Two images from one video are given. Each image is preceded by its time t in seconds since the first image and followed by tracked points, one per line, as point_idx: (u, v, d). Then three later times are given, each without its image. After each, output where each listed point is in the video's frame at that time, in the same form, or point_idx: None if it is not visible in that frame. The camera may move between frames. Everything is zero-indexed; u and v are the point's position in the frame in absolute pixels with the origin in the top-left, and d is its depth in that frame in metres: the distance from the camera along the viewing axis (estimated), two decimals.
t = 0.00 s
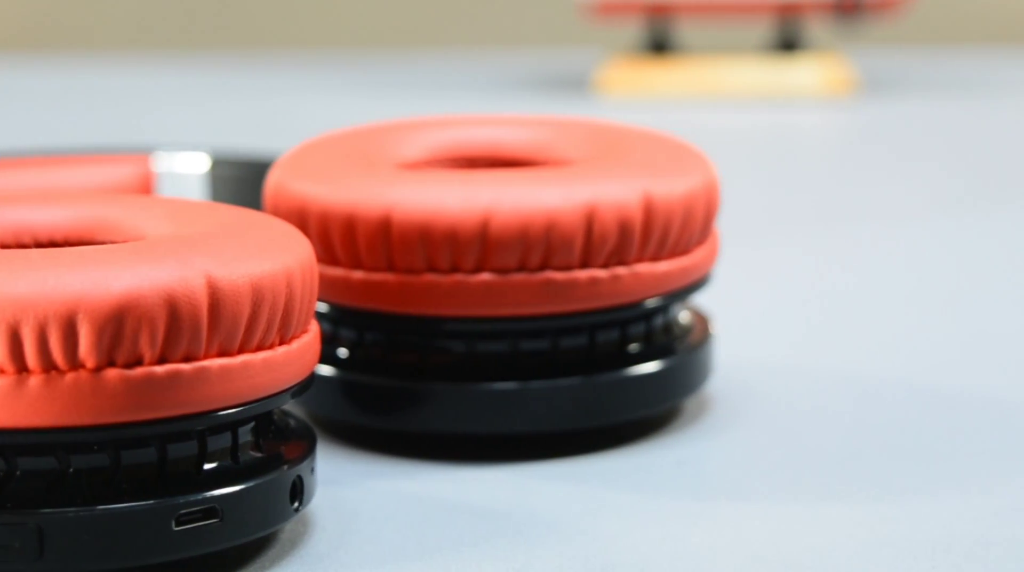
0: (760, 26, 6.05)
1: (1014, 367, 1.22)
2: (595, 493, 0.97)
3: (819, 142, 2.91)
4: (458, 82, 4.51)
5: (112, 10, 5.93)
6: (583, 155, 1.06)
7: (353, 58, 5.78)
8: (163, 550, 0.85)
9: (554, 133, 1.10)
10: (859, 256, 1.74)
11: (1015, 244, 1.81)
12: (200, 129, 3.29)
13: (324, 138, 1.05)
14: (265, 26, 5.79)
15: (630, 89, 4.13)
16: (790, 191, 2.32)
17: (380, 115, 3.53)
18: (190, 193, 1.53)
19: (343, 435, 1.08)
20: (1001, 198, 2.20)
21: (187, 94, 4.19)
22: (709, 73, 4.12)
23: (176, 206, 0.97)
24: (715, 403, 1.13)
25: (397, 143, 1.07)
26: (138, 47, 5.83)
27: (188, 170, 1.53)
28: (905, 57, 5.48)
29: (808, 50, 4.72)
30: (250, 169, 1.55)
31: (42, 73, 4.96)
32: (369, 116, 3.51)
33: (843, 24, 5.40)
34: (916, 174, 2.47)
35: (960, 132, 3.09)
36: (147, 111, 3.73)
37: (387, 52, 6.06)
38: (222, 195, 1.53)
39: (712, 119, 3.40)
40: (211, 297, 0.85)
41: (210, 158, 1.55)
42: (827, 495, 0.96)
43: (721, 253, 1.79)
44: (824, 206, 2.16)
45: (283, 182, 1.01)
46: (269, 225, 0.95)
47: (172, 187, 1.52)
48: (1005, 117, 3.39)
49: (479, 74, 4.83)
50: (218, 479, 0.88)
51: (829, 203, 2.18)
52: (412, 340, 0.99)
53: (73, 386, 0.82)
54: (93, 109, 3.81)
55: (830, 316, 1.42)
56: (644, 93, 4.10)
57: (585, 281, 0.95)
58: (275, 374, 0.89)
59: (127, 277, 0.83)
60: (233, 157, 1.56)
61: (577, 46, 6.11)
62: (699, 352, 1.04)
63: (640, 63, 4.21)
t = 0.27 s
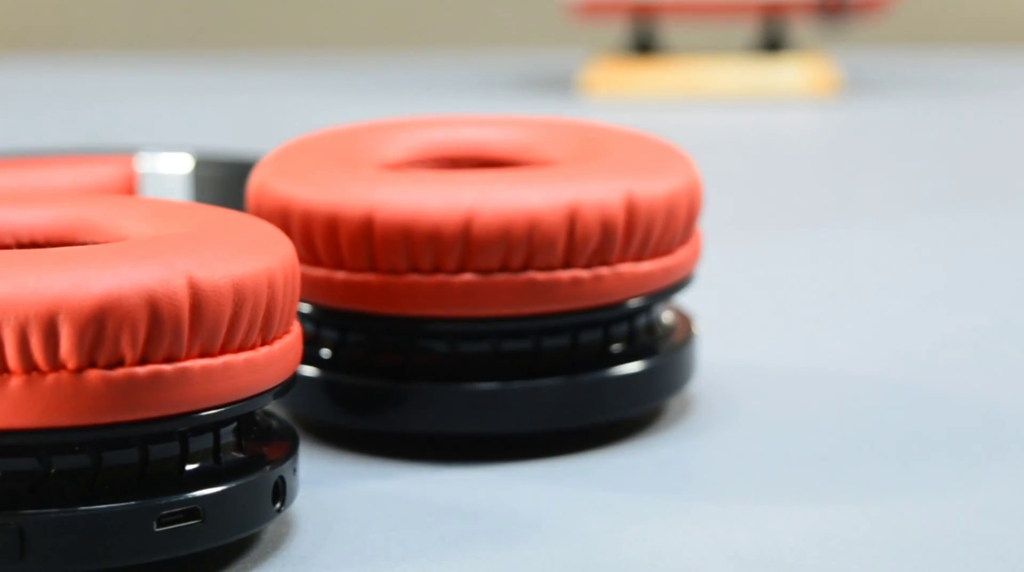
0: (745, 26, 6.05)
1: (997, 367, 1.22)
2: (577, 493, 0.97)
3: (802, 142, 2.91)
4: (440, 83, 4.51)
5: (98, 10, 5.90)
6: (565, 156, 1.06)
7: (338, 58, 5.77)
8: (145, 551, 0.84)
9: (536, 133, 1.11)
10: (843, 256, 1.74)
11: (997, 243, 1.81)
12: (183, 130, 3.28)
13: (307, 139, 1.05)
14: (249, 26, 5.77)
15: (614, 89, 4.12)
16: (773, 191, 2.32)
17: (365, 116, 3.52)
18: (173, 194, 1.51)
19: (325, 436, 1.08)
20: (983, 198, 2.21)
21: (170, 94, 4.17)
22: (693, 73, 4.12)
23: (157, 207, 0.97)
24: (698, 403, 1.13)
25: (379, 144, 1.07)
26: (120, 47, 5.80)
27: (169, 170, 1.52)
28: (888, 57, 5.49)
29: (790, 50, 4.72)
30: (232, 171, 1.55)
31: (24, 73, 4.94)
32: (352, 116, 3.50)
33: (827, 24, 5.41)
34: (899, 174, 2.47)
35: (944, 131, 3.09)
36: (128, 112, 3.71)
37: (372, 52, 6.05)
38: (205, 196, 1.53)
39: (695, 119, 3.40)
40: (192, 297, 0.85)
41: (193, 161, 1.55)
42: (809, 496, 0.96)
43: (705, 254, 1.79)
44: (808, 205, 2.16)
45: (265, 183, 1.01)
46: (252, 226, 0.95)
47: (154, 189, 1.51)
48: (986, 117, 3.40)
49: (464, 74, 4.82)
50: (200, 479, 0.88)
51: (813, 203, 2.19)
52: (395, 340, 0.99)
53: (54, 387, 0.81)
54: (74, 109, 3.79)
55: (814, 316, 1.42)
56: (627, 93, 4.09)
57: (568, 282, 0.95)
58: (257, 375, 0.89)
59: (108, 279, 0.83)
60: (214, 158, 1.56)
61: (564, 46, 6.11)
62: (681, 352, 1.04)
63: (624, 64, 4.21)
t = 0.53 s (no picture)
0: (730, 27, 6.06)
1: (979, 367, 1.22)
2: (558, 493, 0.97)
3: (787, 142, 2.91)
4: (424, 83, 4.50)
5: (82, 11, 5.88)
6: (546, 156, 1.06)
7: (324, 58, 5.76)
8: (125, 552, 0.84)
9: (518, 133, 1.11)
10: (826, 256, 1.74)
11: (979, 243, 1.82)
12: (167, 131, 3.26)
13: (288, 139, 1.05)
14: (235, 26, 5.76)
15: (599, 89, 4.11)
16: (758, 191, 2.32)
17: (349, 115, 3.52)
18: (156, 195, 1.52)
19: (307, 437, 1.08)
20: (966, 198, 2.21)
21: (153, 95, 4.15)
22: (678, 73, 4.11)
23: (138, 208, 0.96)
24: (680, 403, 1.14)
25: (360, 145, 1.07)
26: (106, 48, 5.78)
27: (153, 173, 1.52)
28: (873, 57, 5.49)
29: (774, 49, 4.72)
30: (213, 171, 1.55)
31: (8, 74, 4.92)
32: (337, 116, 3.49)
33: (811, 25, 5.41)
34: (883, 174, 2.47)
35: (926, 132, 3.10)
36: (111, 113, 3.70)
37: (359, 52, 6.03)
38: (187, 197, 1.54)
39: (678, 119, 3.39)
40: (172, 298, 0.85)
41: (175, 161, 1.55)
42: (789, 495, 0.96)
43: (687, 254, 1.79)
44: (792, 206, 2.16)
45: (247, 183, 1.00)
46: (233, 226, 0.95)
47: (137, 190, 1.52)
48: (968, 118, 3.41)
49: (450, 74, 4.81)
50: (180, 480, 0.88)
51: (798, 203, 2.19)
52: (376, 341, 0.99)
53: (33, 388, 0.81)
54: (57, 110, 3.77)
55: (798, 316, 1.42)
56: (612, 92, 4.09)
57: (549, 282, 0.95)
58: (237, 376, 0.88)
59: (87, 279, 0.82)
60: (195, 159, 1.56)
61: (549, 46, 6.11)
62: (663, 352, 1.04)
63: (607, 64, 4.21)
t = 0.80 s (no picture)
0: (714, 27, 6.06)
1: (959, 367, 1.23)
2: (538, 493, 0.97)
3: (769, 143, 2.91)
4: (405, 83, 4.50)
5: (65, 11, 5.86)
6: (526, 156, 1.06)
7: (308, 58, 5.75)
8: (103, 553, 0.84)
9: (498, 133, 1.11)
10: (808, 256, 1.75)
11: (961, 242, 1.82)
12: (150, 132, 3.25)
13: (268, 140, 1.05)
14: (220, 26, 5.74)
15: (580, 90, 4.11)
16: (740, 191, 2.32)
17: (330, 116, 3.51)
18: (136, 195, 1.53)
19: (287, 438, 1.08)
20: (947, 197, 2.22)
21: (135, 96, 4.14)
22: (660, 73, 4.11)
23: (118, 208, 0.96)
24: (660, 403, 1.14)
25: (340, 145, 1.07)
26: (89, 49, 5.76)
27: (133, 172, 1.53)
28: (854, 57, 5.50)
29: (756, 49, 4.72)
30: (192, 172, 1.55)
31: None
32: (320, 117, 3.48)
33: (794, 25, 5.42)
34: (865, 174, 2.47)
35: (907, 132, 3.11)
36: (92, 113, 3.68)
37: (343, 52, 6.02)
38: (167, 197, 1.54)
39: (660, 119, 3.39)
40: (150, 298, 0.84)
41: (154, 161, 1.56)
42: (769, 495, 0.96)
43: (669, 254, 1.79)
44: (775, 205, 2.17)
45: (226, 184, 1.00)
46: (212, 227, 0.94)
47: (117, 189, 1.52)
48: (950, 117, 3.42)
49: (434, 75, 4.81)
50: (158, 481, 0.87)
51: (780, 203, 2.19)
52: (356, 341, 0.99)
53: (11, 389, 0.81)
54: (39, 111, 3.75)
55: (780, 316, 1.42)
56: (594, 93, 4.08)
57: (529, 282, 0.95)
58: (216, 377, 0.88)
59: (65, 279, 0.82)
60: (175, 160, 1.56)
61: (534, 46, 6.11)
62: (643, 352, 1.05)
63: (589, 64, 4.21)
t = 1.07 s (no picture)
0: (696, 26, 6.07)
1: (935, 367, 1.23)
2: (514, 493, 0.97)
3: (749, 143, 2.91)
4: (386, 84, 4.49)
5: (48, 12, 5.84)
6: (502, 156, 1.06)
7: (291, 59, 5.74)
8: (77, 555, 0.83)
9: (474, 133, 1.11)
10: (788, 256, 1.75)
11: (939, 242, 1.83)
12: (130, 132, 3.24)
13: (244, 140, 1.05)
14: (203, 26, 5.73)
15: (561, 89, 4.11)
16: (721, 192, 2.32)
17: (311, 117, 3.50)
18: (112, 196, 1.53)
19: (263, 439, 1.08)
20: (926, 198, 2.23)
21: (115, 97, 4.12)
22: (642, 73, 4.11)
23: (92, 209, 0.96)
24: (637, 404, 1.14)
25: (316, 145, 1.07)
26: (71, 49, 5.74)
27: (109, 173, 1.53)
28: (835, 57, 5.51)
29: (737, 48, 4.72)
30: (169, 174, 1.55)
31: None
32: (301, 117, 3.47)
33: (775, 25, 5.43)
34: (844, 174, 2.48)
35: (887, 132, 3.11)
36: (72, 114, 3.66)
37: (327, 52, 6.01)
38: (143, 198, 1.53)
39: (640, 120, 3.39)
40: (124, 299, 0.84)
41: (131, 162, 1.56)
42: (745, 496, 0.96)
43: (649, 254, 1.79)
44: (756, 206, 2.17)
45: (202, 185, 1.00)
46: (187, 228, 0.94)
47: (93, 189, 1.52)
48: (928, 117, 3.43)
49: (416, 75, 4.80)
50: (133, 482, 0.87)
51: (760, 203, 2.19)
52: (332, 342, 0.99)
53: None
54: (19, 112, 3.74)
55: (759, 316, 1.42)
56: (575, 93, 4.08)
57: (504, 282, 0.95)
58: (191, 378, 0.88)
59: (39, 280, 0.82)
60: (151, 161, 1.56)
61: (517, 47, 6.11)
62: (619, 352, 1.05)
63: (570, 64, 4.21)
